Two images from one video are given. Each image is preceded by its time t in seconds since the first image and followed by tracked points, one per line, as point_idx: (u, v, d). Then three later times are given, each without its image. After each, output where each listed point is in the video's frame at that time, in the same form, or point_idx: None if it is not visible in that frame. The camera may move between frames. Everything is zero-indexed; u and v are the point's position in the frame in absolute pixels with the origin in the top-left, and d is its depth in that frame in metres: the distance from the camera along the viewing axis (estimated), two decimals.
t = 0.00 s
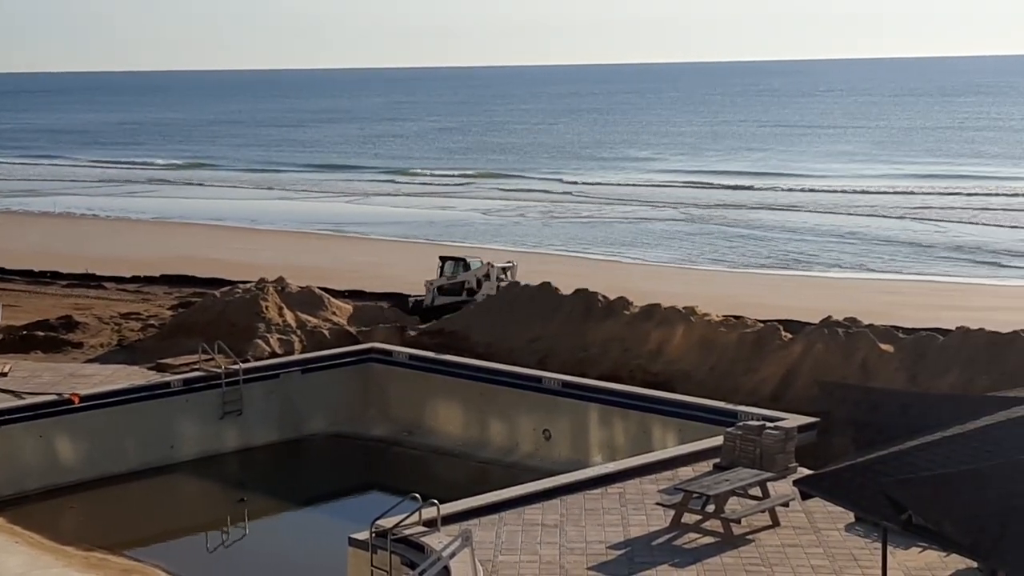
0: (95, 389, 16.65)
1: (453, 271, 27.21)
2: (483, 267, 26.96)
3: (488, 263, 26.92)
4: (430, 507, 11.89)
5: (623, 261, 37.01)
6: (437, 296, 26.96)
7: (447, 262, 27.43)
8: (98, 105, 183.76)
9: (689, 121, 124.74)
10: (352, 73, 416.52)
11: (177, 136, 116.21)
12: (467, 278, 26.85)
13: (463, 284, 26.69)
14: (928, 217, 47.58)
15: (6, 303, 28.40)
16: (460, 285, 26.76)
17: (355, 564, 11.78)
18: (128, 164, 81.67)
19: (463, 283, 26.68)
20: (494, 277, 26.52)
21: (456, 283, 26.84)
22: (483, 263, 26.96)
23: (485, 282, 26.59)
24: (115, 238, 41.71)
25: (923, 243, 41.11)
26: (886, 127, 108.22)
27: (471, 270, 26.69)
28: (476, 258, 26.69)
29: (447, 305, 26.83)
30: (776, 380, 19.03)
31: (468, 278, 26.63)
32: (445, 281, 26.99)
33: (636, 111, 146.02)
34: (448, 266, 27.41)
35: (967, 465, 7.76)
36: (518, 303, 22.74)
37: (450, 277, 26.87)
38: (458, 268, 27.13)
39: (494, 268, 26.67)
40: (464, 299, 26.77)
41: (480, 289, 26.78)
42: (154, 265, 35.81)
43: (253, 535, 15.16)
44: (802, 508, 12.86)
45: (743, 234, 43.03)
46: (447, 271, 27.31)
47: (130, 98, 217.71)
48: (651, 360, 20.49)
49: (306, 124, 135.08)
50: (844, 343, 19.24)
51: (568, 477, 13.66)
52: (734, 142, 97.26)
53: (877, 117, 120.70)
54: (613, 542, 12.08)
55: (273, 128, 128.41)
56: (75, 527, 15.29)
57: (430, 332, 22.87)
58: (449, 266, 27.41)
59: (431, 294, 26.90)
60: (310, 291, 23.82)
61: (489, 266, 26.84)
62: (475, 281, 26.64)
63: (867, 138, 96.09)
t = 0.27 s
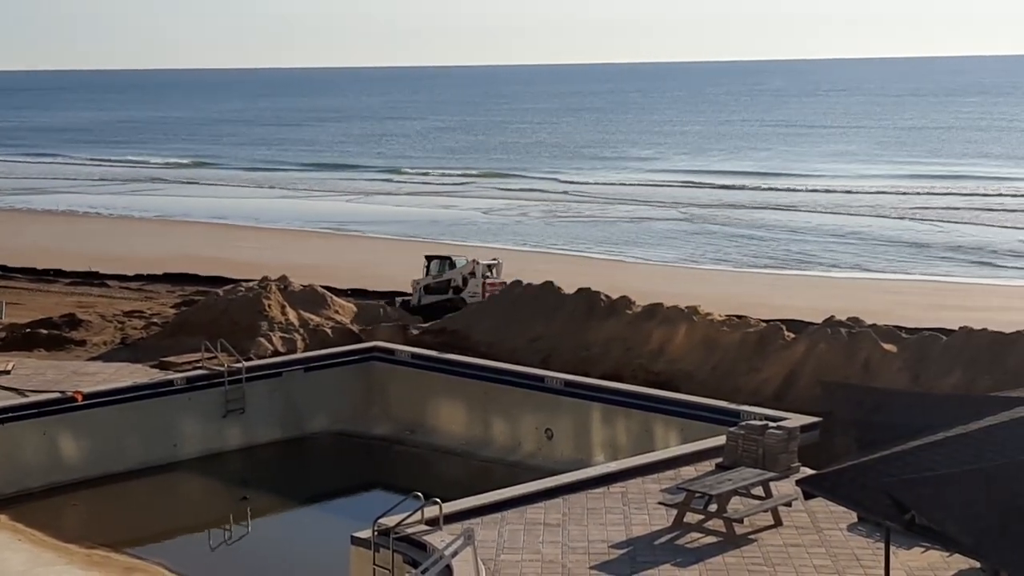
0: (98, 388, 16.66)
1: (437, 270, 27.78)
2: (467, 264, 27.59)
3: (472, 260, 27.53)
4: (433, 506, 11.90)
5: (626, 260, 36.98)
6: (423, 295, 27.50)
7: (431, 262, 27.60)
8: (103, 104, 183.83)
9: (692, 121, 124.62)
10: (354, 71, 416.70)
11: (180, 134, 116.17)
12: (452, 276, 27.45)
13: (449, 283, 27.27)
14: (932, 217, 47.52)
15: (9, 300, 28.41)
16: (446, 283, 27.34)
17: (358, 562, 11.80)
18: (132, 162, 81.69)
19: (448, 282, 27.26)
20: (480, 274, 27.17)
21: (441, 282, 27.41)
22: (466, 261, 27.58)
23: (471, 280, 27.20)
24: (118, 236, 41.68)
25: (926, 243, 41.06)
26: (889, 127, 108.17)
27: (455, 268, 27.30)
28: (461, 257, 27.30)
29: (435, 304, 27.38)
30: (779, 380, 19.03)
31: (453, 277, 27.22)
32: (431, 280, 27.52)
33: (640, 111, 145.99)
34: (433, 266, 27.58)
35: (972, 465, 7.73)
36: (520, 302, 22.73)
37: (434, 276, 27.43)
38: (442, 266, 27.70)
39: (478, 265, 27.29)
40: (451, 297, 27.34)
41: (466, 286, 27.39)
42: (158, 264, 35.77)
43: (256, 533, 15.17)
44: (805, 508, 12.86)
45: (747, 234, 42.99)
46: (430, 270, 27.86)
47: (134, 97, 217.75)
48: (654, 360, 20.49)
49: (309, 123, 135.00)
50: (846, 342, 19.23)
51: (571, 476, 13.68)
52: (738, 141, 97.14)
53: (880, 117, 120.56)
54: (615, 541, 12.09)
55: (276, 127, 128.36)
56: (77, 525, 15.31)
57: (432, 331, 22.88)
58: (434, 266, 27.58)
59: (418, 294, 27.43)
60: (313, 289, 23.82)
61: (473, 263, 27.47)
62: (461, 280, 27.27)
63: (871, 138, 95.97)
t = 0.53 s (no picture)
0: (103, 386, 16.73)
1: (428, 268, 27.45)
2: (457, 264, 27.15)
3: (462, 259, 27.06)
4: (436, 505, 11.97)
5: (629, 260, 37.03)
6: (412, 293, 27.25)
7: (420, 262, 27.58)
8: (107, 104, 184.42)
9: (697, 121, 124.63)
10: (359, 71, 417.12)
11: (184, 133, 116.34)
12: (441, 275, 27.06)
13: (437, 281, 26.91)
14: (936, 218, 47.52)
15: (15, 299, 28.47)
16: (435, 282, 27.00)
17: (362, 561, 11.87)
18: (137, 162, 81.78)
19: (436, 280, 26.90)
20: (467, 273, 26.69)
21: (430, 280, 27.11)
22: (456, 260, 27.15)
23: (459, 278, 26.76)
24: (123, 235, 41.80)
25: (929, 244, 41.08)
26: (891, 128, 108.24)
27: (444, 267, 26.90)
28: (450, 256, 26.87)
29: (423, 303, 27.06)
30: (782, 379, 19.06)
31: (441, 275, 26.86)
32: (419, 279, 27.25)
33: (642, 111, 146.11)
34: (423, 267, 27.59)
35: (974, 466, 7.77)
36: (523, 302, 22.77)
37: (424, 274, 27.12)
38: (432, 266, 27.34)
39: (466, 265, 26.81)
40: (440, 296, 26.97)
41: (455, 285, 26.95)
42: (162, 262, 35.86)
43: (260, 531, 15.24)
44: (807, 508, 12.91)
45: (751, 235, 43.02)
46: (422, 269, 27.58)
47: (137, 95, 218.19)
48: (657, 360, 20.52)
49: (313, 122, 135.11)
50: (849, 342, 19.28)
51: (574, 476, 13.74)
52: (741, 141, 97.16)
53: (884, 118, 120.54)
54: (617, 540, 12.15)
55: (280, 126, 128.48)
56: (83, 522, 15.39)
57: (436, 330, 22.93)
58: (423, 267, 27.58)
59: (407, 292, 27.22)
60: (317, 288, 23.88)
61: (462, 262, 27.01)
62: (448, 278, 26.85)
63: (875, 139, 95.99)
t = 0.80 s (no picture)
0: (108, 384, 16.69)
1: (417, 267, 27.99)
2: (446, 262, 27.68)
3: (450, 258, 27.58)
4: (441, 505, 11.92)
5: (633, 260, 36.94)
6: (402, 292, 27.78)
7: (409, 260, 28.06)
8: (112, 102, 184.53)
9: (702, 120, 124.45)
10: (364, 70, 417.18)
11: (188, 132, 116.29)
12: (430, 274, 27.57)
13: (426, 280, 27.42)
14: (942, 219, 47.38)
15: (19, 297, 28.45)
16: (424, 281, 27.51)
17: (366, 560, 11.83)
18: (142, 160, 81.74)
19: (425, 279, 27.41)
20: (455, 272, 27.26)
21: (419, 279, 27.60)
22: (445, 259, 27.68)
23: (448, 277, 27.30)
24: (127, 234, 41.75)
25: (935, 245, 40.96)
26: (896, 127, 108.06)
27: (432, 266, 27.42)
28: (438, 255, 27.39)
29: (413, 301, 27.61)
30: (788, 380, 18.99)
31: (430, 274, 27.38)
32: (409, 278, 27.77)
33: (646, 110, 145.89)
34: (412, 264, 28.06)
35: (980, 467, 7.71)
36: (529, 301, 22.69)
37: (413, 273, 27.66)
38: (421, 265, 27.88)
39: (455, 263, 27.36)
40: (429, 295, 27.49)
41: (444, 284, 27.46)
42: (167, 261, 35.81)
43: (264, 531, 15.20)
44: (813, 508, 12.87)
45: (756, 234, 42.91)
46: (411, 268, 28.09)
47: (142, 93, 218.15)
48: (662, 360, 20.45)
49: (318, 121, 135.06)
50: (856, 343, 19.21)
51: (579, 476, 13.69)
52: (747, 141, 96.97)
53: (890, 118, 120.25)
54: (622, 541, 12.10)
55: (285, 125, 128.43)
56: (87, 521, 15.35)
57: (441, 330, 22.89)
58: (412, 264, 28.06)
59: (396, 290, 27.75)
60: (322, 287, 23.84)
61: (451, 262, 27.54)
62: (437, 277, 27.38)
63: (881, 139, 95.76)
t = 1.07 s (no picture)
0: (114, 383, 16.71)
1: (409, 266, 28.11)
2: (436, 262, 27.81)
3: (441, 257, 27.70)
4: (447, 504, 11.92)
5: (640, 259, 36.85)
6: (393, 291, 27.91)
7: (401, 259, 28.09)
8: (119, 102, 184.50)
9: (709, 120, 124.27)
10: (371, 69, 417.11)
11: (195, 131, 116.26)
12: (421, 272, 27.68)
13: (417, 279, 27.52)
14: (950, 219, 47.25)
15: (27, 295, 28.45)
16: (415, 279, 27.62)
17: (372, 559, 11.83)
18: (149, 159, 81.73)
19: (416, 278, 27.52)
20: (446, 271, 27.38)
21: (410, 277, 27.70)
22: (436, 258, 27.80)
23: (439, 277, 27.42)
24: (134, 233, 41.73)
25: (943, 245, 40.85)
26: (903, 127, 107.77)
27: (423, 265, 27.51)
28: (429, 254, 27.51)
29: (404, 300, 27.73)
30: (795, 379, 18.96)
31: (420, 273, 27.47)
32: (400, 276, 27.88)
33: (652, 109, 145.65)
34: (403, 263, 28.10)
35: (989, 467, 7.69)
36: (534, 301, 22.65)
37: (404, 271, 27.77)
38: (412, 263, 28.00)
39: (446, 263, 27.49)
40: (420, 294, 27.61)
41: (435, 283, 27.57)
42: (174, 260, 35.79)
43: (271, 529, 15.22)
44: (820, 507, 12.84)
45: (763, 234, 42.83)
46: (402, 266, 28.19)
47: (148, 93, 218.20)
48: (668, 359, 20.42)
49: (325, 120, 135.01)
50: (863, 342, 19.18)
51: (585, 476, 13.70)
52: (754, 141, 96.77)
53: (898, 118, 119.94)
54: (628, 540, 12.09)
55: (293, 124, 128.44)
56: (93, 520, 15.37)
57: (447, 329, 22.89)
58: (403, 263, 28.10)
59: (387, 289, 27.87)
60: (328, 286, 23.83)
61: (442, 261, 27.66)
62: (428, 276, 27.48)
63: (888, 139, 95.53)
